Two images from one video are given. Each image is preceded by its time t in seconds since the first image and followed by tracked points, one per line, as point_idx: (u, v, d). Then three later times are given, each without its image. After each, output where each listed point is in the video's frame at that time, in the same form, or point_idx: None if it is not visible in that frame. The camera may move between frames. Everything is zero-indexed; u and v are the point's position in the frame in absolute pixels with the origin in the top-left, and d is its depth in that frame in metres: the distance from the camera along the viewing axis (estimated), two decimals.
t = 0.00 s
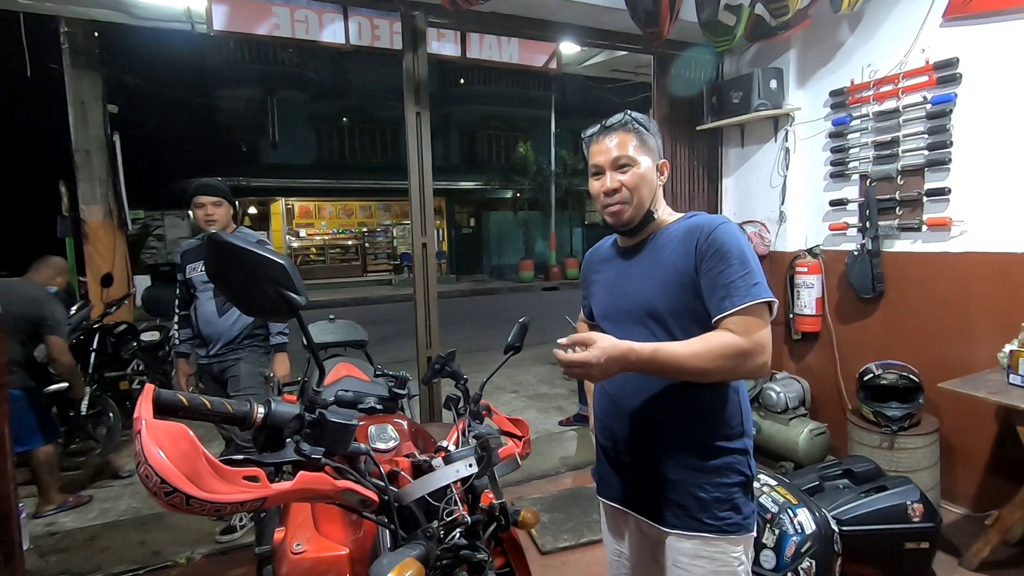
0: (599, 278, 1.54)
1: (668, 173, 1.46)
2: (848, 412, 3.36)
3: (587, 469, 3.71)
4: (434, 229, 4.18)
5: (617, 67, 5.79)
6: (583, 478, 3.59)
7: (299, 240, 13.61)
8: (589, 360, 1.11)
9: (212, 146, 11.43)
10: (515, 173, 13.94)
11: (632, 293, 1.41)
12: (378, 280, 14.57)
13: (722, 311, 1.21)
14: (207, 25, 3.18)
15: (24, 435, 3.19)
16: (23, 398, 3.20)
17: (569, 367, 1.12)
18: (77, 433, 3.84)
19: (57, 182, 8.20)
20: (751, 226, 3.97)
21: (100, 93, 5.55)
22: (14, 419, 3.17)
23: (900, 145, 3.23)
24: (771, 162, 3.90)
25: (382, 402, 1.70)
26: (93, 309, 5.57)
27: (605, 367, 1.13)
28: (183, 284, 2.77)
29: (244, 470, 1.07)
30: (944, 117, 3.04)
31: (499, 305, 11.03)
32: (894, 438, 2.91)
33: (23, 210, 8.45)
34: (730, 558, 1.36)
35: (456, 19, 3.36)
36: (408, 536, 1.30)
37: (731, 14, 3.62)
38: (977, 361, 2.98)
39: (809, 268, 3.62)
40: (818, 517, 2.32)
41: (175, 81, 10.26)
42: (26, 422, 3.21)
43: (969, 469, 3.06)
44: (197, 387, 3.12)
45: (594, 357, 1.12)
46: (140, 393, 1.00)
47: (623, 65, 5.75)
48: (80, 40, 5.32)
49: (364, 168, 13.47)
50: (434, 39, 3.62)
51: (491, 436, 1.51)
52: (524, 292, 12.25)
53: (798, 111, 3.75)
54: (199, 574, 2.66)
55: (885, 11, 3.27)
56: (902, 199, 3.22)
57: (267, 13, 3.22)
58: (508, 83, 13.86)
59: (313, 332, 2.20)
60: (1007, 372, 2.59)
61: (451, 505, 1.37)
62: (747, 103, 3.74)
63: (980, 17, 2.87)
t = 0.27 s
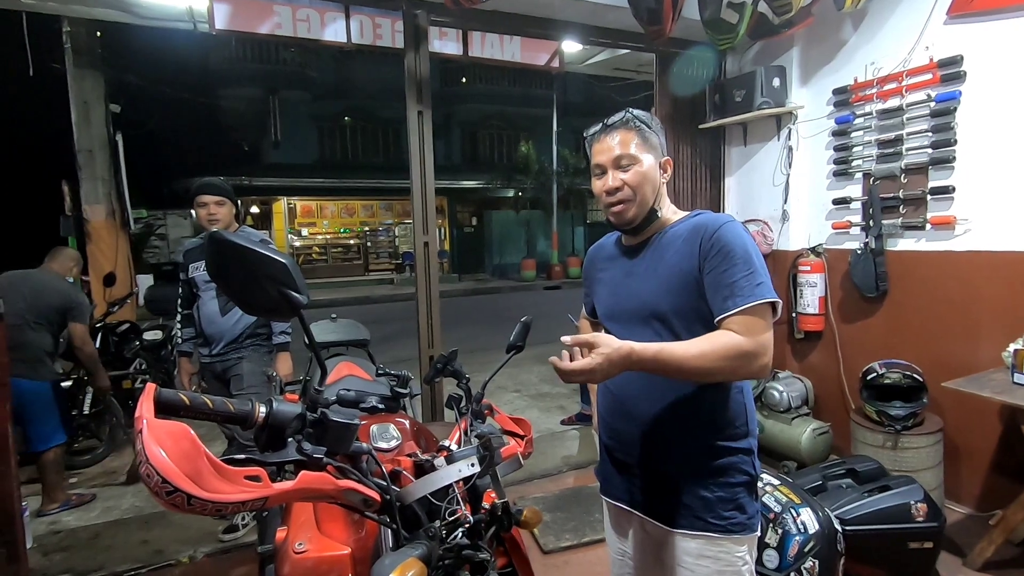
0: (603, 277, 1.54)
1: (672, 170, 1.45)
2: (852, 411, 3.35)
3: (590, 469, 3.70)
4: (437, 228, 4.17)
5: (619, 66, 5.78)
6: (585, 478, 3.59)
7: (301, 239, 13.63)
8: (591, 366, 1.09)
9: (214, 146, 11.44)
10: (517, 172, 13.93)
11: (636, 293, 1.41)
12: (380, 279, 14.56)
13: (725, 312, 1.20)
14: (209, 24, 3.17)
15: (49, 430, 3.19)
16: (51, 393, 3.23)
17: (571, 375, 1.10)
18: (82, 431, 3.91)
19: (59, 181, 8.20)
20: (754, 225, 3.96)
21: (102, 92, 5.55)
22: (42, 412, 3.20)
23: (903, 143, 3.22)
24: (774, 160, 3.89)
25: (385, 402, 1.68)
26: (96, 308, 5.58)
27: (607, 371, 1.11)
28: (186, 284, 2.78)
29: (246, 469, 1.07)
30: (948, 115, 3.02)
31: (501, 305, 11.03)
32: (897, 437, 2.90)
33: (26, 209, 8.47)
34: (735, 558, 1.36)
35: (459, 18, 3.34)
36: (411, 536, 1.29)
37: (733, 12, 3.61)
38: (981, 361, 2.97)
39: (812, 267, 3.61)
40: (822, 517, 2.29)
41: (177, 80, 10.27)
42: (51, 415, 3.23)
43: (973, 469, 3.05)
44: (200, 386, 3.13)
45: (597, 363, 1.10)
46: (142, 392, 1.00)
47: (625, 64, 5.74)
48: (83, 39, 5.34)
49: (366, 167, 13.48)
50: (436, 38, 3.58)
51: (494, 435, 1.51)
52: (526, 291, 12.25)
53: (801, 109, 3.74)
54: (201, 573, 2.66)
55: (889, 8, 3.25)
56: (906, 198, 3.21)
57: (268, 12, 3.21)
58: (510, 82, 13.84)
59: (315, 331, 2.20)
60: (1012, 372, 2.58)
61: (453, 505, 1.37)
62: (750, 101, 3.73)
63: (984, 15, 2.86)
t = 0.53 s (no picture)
0: (604, 276, 1.53)
1: (674, 169, 1.44)
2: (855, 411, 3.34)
3: (592, 469, 3.70)
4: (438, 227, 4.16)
5: (621, 66, 5.78)
6: (587, 478, 3.59)
7: (303, 239, 13.66)
8: (596, 373, 1.11)
9: (217, 146, 11.46)
10: (519, 172, 13.94)
11: (638, 294, 1.41)
12: (382, 279, 14.57)
13: (727, 314, 1.20)
14: (210, 25, 3.17)
15: (65, 428, 3.22)
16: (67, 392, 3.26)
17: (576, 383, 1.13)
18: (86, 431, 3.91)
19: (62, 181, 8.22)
20: (756, 225, 3.96)
21: (105, 93, 5.56)
22: (57, 409, 3.22)
23: (906, 142, 3.21)
24: (777, 160, 3.88)
25: (386, 402, 1.72)
26: (99, 309, 5.59)
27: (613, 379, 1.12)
28: (188, 284, 2.78)
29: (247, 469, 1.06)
30: (951, 115, 3.01)
31: (503, 304, 11.04)
32: (900, 438, 2.89)
33: (29, 209, 8.49)
34: (737, 559, 1.35)
35: (460, 18, 3.34)
36: (412, 536, 1.29)
37: (736, 12, 3.60)
38: (984, 361, 2.96)
39: (815, 267, 3.60)
40: (825, 518, 2.29)
41: (179, 81, 10.29)
42: (65, 413, 3.25)
43: (976, 469, 3.04)
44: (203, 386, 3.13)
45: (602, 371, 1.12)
46: (145, 392, 1.00)
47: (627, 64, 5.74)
48: (85, 40, 5.36)
49: (367, 167, 13.50)
50: (438, 38, 3.57)
51: (495, 436, 1.50)
52: (528, 291, 12.25)
53: (804, 109, 3.73)
54: (204, 573, 2.67)
55: (892, 7, 3.24)
56: (909, 197, 3.21)
57: (270, 13, 3.22)
58: (512, 83, 13.84)
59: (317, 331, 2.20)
60: (1015, 372, 2.58)
61: (455, 505, 1.37)
62: (752, 101, 3.73)
63: (987, 14, 2.85)
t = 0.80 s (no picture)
0: (606, 277, 1.53)
1: (675, 168, 1.45)
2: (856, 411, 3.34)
3: (593, 469, 3.70)
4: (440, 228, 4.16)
5: (622, 66, 5.79)
6: (589, 478, 3.59)
7: (304, 239, 13.71)
8: (593, 366, 1.09)
9: (218, 146, 11.47)
10: (519, 172, 13.95)
11: (639, 294, 1.41)
12: (383, 279, 14.59)
13: (726, 311, 1.20)
14: (212, 26, 3.18)
15: (64, 430, 3.21)
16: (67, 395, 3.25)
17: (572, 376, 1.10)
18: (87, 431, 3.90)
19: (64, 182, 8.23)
20: (757, 225, 3.95)
21: (107, 94, 5.57)
22: (56, 412, 3.20)
23: (907, 143, 3.21)
24: (778, 161, 3.88)
25: (387, 402, 1.71)
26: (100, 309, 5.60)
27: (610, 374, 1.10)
28: (189, 285, 2.78)
29: (248, 471, 1.07)
30: (953, 115, 3.01)
31: (504, 304, 11.05)
32: (902, 438, 2.89)
33: (31, 210, 8.51)
34: (738, 559, 1.35)
35: (461, 18, 3.35)
36: (412, 537, 1.29)
37: (736, 12, 3.60)
38: (986, 361, 2.95)
39: (816, 267, 3.59)
40: (826, 518, 2.29)
41: (180, 81, 10.30)
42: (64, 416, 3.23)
43: (977, 469, 3.04)
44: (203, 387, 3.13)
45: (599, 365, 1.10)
46: (146, 393, 1.01)
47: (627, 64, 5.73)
48: (87, 41, 5.37)
49: (368, 167, 13.52)
50: (439, 38, 3.56)
51: (495, 436, 1.50)
52: (529, 291, 12.27)
53: (805, 109, 3.73)
54: (205, 573, 2.67)
55: (893, 7, 3.24)
56: (910, 197, 3.20)
57: (272, 13, 3.21)
58: (513, 83, 13.83)
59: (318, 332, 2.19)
60: (1017, 372, 2.57)
61: (456, 506, 1.37)
62: (753, 102, 3.73)
63: (989, 14, 2.85)
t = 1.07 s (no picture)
0: (608, 276, 1.54)
1: (675, 166, 1.45)
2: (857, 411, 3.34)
3: (593, 469, 3.70)
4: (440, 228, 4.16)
5: (622, 65, 5.79)
6: (589, 478, 3.59)
7: (305, 239, 13.76)
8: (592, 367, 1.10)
9: (219, 146, 11.48)
10: (520, 172, 13.97)
11: (641, 293, 1.41)
12: (383, 278, 14.62)
13: (725, 309, 1.20)
14: (212, 26, 3.19)
15: (63, 429, 3.22)
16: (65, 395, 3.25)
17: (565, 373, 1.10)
18: (88, 431, 3.90)
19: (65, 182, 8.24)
20: (758, 225, 3.95)
21: (108, 94, 5.57)
22: (57, 411, 3.22)
23: (908, 142, 3.20)
24: (779, 160, 3.88)
25: (384, 403, 1.67)
26: (102, 309, 5.60)
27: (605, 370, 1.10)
28: (190, 285, 2.77)
29: (241, 471, 1.06)
30: (953, 114, 3.00)
31: (505, 304, 11.06)
32: (902, 438, 2.88)
33: (32, 210, 8.52)
34: (739, 559, 1.35)
35: (461, 18, 3.35)
36: (410, 536, 1.29)
37: (737, 12, 3.60)
38: (987, 360, 2.95)
39: (817, 266, 3.59)
40: (826, 517, 2.29)
41: (181, 81, 10.30)
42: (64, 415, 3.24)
43: (978, 469, 3.03)
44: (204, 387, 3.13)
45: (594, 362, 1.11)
46: (140, 394, 1.01)
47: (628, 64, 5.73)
48: (88, 41, 5.37)
49: (369, 167, 13.54)
50: (439, 38, 3.54)
51: (494, 436, 1.50)
52: (529, 290, 12.30)
53: (805, 108, 3.72)
54: (206, 573, 2.67)
55: (894, 6, 3.23)
56: (911, 196, 3.20)
57: (272, 13, 3.21)
58: (514, 82, 13.82)
59: (317, 331, 2.19)
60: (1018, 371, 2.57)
61: (454, 505, 1.37)
62: (753, 101, 3.73)
63: (990, 12, 2.84)
